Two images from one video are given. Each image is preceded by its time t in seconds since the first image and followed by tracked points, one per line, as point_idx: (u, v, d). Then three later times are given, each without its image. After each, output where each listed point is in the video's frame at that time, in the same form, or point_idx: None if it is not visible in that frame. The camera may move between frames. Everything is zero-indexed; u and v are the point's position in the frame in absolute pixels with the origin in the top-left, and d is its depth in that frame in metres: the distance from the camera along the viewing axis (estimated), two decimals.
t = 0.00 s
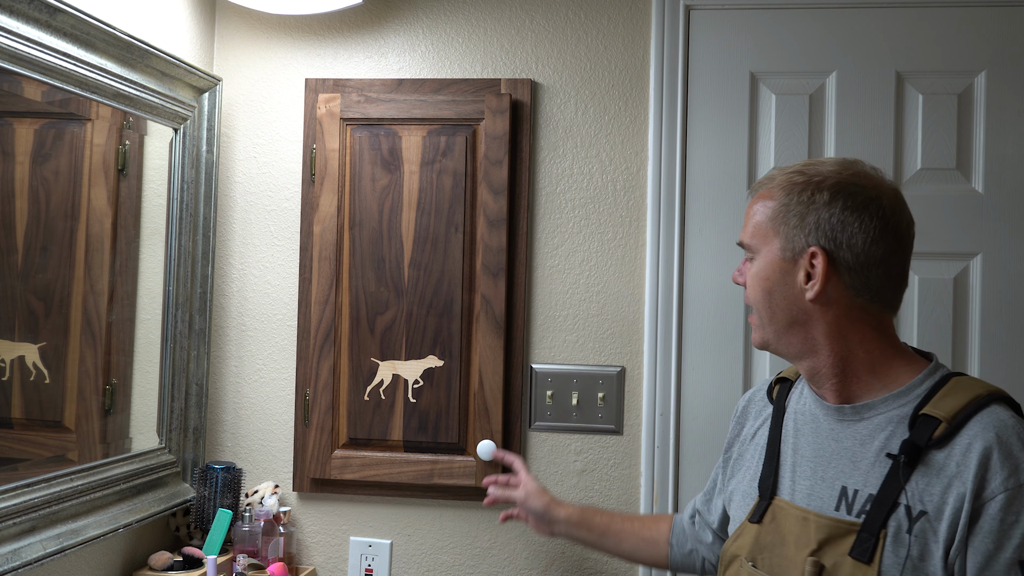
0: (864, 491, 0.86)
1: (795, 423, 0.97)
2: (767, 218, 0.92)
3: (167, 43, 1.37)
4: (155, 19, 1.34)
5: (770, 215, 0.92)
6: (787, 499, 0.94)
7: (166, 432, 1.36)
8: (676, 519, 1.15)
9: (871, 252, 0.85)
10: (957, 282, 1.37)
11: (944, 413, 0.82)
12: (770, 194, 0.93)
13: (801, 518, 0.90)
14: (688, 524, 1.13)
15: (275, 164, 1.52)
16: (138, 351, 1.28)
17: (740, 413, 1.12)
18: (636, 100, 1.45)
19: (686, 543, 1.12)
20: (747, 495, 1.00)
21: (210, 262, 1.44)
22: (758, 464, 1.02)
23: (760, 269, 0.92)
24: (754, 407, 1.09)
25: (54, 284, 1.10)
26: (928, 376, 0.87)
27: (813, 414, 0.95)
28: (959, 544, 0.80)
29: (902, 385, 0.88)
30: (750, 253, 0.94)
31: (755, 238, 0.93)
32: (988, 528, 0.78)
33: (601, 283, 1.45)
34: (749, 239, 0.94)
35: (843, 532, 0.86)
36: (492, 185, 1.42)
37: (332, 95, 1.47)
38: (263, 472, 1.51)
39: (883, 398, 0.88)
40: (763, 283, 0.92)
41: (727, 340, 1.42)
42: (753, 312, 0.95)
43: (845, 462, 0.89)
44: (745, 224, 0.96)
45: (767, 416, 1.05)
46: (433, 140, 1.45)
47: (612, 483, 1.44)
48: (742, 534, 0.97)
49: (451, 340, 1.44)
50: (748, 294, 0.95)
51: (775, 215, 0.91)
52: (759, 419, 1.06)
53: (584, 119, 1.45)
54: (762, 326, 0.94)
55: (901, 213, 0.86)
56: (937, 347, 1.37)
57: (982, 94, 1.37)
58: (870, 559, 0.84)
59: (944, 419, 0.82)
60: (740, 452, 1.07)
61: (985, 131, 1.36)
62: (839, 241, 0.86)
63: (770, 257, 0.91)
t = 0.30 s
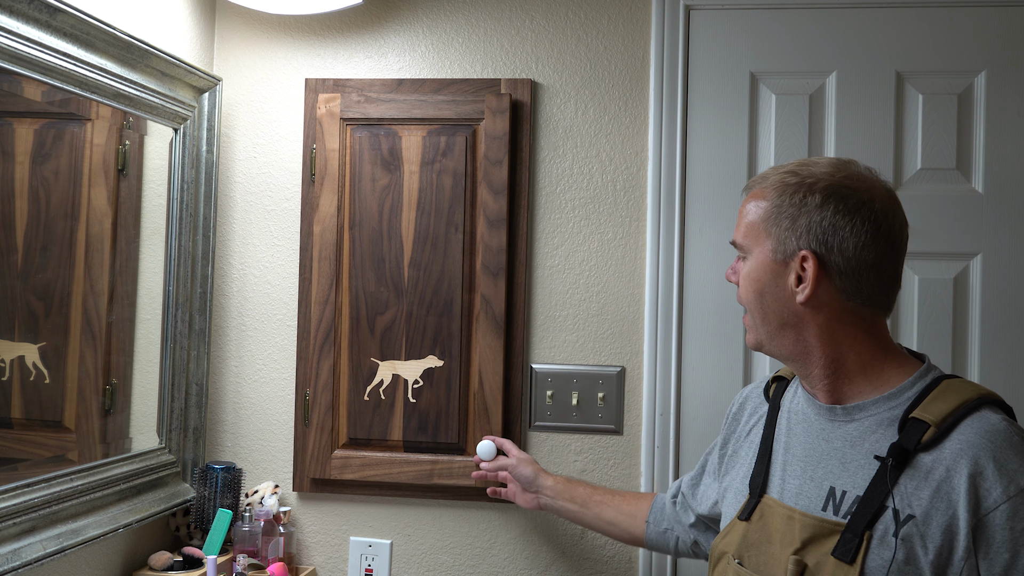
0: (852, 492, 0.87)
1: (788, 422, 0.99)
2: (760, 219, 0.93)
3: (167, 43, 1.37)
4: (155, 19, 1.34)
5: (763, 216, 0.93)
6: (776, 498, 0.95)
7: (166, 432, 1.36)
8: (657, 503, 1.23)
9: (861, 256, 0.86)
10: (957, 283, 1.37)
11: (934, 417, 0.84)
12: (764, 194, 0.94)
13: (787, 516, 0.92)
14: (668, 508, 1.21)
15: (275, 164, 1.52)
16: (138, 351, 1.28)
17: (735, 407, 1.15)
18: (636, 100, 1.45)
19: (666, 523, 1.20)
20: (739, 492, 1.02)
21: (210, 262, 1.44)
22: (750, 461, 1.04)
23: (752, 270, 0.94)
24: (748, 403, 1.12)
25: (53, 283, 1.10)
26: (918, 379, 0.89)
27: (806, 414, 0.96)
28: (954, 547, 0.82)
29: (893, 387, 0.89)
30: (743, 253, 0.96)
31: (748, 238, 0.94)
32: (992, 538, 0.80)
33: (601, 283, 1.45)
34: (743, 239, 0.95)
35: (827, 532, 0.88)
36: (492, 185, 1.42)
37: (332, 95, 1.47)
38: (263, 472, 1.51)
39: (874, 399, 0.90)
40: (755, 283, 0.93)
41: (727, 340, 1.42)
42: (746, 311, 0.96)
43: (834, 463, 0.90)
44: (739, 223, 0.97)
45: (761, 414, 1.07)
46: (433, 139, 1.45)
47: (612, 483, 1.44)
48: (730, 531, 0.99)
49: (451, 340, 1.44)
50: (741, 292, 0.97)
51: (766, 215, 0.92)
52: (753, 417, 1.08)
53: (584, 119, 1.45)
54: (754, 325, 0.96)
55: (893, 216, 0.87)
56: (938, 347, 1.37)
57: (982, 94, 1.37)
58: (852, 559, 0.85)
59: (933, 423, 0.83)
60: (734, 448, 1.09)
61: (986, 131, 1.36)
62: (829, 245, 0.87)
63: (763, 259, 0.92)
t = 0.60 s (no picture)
0: (855, 494, 0.86)
1: (785, 421, 0.98)
2: (761, 222, 0.92)
3: (167, 43, 1.37)
4: (155, 19, 1.34)
5: (764, 219, 0.91)
6: (775, 498, 0.94)
7: (166, 432, 1.36)
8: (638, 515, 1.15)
9: (863, 260, 0.85)
10: (957, 282, 1.38)
11: (938, 419, 0.83)
12: (764, 197, 0.92)
13: (787, 517, 0.90)
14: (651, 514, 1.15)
15: (275, 164, 1.52)
16: (138, 352, 1.28)
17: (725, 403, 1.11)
18: (636, 100, 1.45)
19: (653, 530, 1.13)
20: (735, 491, 1.01)
21: (210, 262, 1.44)
22: (746, 461, 1.02)
23: (753, 273, 0.92)
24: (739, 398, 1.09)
25: (53, 283, 1.10)
26: (921, 381, 0.87)
27: (804, 414, 0.95)
28: (960, 549, 0.80)
29: (896, 389, 0.88)
30: (743, 256, 0.94)
31: (748, 241, 0.93)
32: (995, 540, 0.79)
33: (601, 283, 1.45)
34: (743, 242, 0.94)
35: (829, 532, 0.86)
36: (445, 176, 1.30)
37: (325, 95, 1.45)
38: (263, 472, 1.51)
39: (877, 400, 0.88)
40: (756, 287, 0.92)
41: (727, 339, 1.42)
42: (744, 313, 0.95)
43: (836, 464, 0.89)
44: (738, 225, 0.96)
45: (756, 412, 1.05)
46: (400, 130, 1.35)
47: (612, 484, 1.44)
48: (728, 531, 0.97)
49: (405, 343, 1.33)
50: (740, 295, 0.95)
51: (767, 219, 0.91)
52: (748, 414, 1.06)
53: (584, 120, 1.45)
54: (752, 328, 0.94)
55: (895, 220, 0.86)
56: (938, 347, 1.37)
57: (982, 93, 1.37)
58: (857, 560, 0.84)
59: (938, 425, 0.82)
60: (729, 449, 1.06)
61: (985, 130, 1.36)
62: (832, 249, 0.86)
63: (764, 262, 0.91)
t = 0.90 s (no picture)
0: (843, 491, 0.85)
1: (767, 422, 0.95)
2: (733, 232, 0.90)
3: (167, 43, 1.37)
4: (156, 19, 1.34)
5: (736, 228, 0.90)
6: (762, 497, 0.92)
7: (166, 432, 1.36)
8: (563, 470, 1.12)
9: (836, 264, 0.84)
10: (957, 282, 1.38)
11: (922, 414, 0.81)
12: (734, 205, 0.91)
13: (777, 516, 0.88)
14: (577, 469, 1.11)
15: (275, 164, 1.52)
16: (137, 351, 1.28)
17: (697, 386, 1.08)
18: (636, 100, 1.45)
19: (570, 484, 1.09)
20: (720, 491, 0.97)
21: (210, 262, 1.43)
22: (730, 461, 0.97)
23: (728, 283, 0.91)
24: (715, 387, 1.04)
25: (52, 283, 1.10)
26: (903, 376, 0.86)
27: (787, 414, 0.93)
28: (950, 542, 0.79)
29: (878, 386, 0.87)
30: (716, 266, 0.93)
31: (721, 252, 0.91)
32: (984, 531, 0.78)
33: (601, 283, 1.45)
34: (715, 253, 0.92)
35: (820, 531, 0.85)
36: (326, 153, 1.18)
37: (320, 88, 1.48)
38: (264, 472, 1.51)
39: (861, 397, 0.87)
40: (731, 296, 0.91)
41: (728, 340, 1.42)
42: (722, 321, 0.94)
43: (823, 462, 0.87)
44: (709, 235, 0.94)
45: (736, 409, 1.00)
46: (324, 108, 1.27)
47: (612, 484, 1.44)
48: (715, 532, 0.95)
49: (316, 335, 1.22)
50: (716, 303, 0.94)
51: (738, 229, 0.90)
52: (726, 408, 1.01)
53: (584, 119, 1.45)
54: (731, 336, 0.93)
55: (865, 221, 0.85)
56: (938, 347, 1.37)
57: (982, 93, 1.37)
58: (849, 558, 0.82)
59: (923, 420, 0.81)
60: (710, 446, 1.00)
61: (986, 130, 1.36)
62: (805, 255, 0.85)
63: (737, 272, 0.90)
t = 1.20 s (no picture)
0: (819, 487, 0.85)
1: (735, 421, 0.95)
2: (688, 241, 0.91)
3: (168, 44, 1.37)
4: (156, 19, 1.34)
5: (691, 238, 0.90)
6: (738, 497, 0.91)
7: (166, 433, 1.36)
8: (512, 445, 1.13)
9: (794, 267, 0.85)
10: (957, 282, 1.38)
11: (891, 406, 0.83)
12: (688, 214, 0.91)
13: (755, 515, 0.88)
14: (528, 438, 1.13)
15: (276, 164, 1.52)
16: (137, 351, 1.28)
17: (659, 379, 1.08)
18: (636, 100, 1.45)
19: (520, 455, 1.11)
20: (692, 493, 0.96)
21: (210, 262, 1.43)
22: (698, 463, 0.97)
23: (687, 292, 0.91)
24: (680, 383, 1.05)
25: (52, 283, 1.10)
26: (867, 369, 0.88)
27: (755, 413, 0.93)
28: (926, 531, 0.81)
29: (847, 378, 0.88)
30: (674, 275, 0.92)
31: (678, 262, 0.91)
32: (958, 518, 0.80)
33: (601, 283, 1.45)
34: (672, 263, 0.92)
35: (800, 527, 0.85)
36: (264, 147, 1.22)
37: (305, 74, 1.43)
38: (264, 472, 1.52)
39: (830, 392, 0.88)
40: (692, 306, 0.91)
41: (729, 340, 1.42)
42: (685, 330, 0.94)
43: (796, 459, 0.88)
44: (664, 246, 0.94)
45: (700, 408, 1.00)
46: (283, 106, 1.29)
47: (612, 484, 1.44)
48: (692, 535, 0.93)
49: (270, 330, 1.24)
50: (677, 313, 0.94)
51: (694, 239, 0.90)
52: (692, 407, 1.01)
53: (584, 119, 1.45)
54: (695, 344, 0.93)
55: (818, 221, 0.86)
56: (939, 347, 1.37)
57: (982, 93, 1.37)
58: (831, 552, 0.83)
59: (892, 412, 0.83)
60: (675, 446, 1.00)
61: (986, 130, 1.36)
62: (764, 261, 0.86)
63: (696, 282, 0.90)
